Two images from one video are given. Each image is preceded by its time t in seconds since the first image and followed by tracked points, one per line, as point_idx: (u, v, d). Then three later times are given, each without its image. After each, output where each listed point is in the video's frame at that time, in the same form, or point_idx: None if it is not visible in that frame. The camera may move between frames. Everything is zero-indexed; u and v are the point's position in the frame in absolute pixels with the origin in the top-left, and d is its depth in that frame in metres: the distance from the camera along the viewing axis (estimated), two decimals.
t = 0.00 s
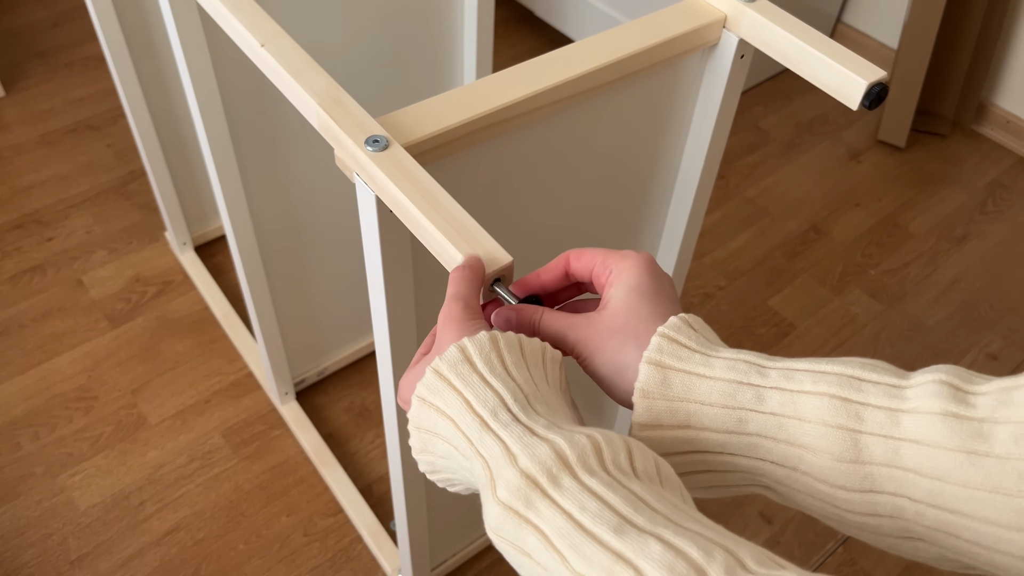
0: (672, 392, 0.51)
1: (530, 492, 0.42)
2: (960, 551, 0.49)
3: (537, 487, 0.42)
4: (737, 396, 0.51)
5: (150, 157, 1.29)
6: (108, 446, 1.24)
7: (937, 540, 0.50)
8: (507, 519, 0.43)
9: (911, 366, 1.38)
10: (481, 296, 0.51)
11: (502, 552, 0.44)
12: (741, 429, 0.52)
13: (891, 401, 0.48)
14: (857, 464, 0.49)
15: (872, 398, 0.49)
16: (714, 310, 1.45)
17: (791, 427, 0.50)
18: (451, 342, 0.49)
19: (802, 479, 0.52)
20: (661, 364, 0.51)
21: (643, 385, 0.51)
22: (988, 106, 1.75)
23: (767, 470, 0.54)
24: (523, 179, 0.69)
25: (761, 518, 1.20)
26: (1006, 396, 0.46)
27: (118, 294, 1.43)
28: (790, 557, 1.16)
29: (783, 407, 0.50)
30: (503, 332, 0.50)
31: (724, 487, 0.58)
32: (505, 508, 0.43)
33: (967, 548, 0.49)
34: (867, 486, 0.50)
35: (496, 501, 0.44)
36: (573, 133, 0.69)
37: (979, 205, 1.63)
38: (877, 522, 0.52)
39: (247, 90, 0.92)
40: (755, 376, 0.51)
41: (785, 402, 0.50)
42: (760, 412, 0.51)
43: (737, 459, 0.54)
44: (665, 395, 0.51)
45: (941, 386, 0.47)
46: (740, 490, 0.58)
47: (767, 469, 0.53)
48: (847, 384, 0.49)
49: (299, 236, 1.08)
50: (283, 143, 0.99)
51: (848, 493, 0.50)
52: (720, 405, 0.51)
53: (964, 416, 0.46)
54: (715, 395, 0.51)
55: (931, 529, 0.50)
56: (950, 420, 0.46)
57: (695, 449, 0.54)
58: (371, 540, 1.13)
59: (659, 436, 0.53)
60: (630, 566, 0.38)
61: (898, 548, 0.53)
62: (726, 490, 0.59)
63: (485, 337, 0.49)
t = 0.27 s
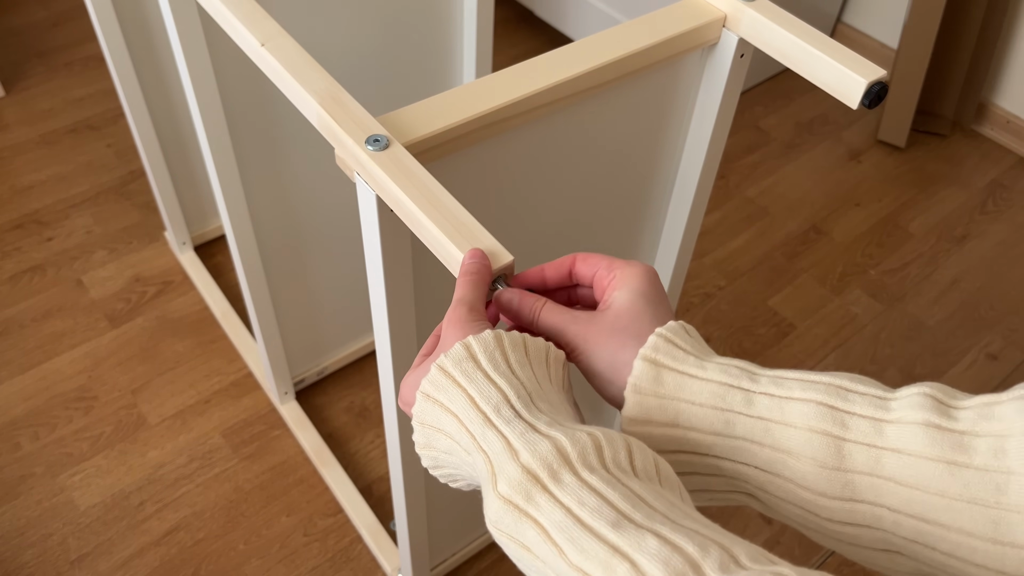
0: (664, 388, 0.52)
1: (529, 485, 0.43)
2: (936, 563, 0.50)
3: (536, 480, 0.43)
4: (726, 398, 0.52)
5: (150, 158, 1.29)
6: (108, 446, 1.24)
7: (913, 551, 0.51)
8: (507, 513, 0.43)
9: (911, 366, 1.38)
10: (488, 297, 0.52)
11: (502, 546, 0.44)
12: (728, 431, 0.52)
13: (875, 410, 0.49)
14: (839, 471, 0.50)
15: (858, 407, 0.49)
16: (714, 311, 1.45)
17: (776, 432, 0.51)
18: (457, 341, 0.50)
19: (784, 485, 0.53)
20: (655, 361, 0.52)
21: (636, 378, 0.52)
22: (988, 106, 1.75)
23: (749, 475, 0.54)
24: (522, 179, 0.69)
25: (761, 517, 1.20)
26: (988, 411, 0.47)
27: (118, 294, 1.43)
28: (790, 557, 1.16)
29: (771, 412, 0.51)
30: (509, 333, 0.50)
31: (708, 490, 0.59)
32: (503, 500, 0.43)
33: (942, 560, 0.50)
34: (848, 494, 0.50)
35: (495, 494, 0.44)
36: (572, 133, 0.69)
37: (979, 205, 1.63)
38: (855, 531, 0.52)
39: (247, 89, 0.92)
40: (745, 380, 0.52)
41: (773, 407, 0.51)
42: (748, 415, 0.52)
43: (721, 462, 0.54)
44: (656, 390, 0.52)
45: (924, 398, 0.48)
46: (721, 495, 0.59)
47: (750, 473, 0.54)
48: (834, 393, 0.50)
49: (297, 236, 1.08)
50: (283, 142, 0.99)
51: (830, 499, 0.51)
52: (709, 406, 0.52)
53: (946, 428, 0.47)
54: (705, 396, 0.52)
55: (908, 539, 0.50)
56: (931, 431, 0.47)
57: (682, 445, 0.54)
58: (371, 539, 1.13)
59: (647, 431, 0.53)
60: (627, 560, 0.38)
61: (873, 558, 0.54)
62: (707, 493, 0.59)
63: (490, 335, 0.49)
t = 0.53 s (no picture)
0: (690, 352, 0.54)
1: (523, 484, 0.43)
2: (938, 568, 0.50)
3: (530, 480, 0.43)
4: (751, 371, 0.53)
5: (150, 158, 1.29)
6: (108, 447, 1.24)
7: (915, 555, 0.51)
8: (501, 513, 0.43)
9: (911, 366, 1.38)
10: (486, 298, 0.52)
11: (497, 546, 0.44)
12: (745, 408, 0.53)
13: (903, 407, 0.50)
14: (854, 458, 0.50)
15: (887, 400, 0.50)
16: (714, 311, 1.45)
17: (796, 412, 0.52)
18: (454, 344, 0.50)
19: (790, 471, 0.53)
20: (685, 323, 0.54)
21: (663, 336, 0.54)
22: (988, 106, 1.75)
23: (756, 457, 0.54)
24: (522, 179, 0.69)
25: (761, 518, 1.20)
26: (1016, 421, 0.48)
27: (118, 294, 1.43)
28: (790, 558, 1.16)
29: (794, 391, 0.52)
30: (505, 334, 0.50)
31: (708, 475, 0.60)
32: (497, 499, 0.43)
33: (946, 565, 0.50)
34: (858, 486, 0.50)
35: (489, 493, 0.44)
36: (574, 132, 0.70)
37: (979, 205, 1.63)
38: (857, 529, 0.52)
39: (247, 89, 0.92)
40: (773, 359, 0.54)
41: (797, 387, 0.52)
42: (769, 392, 0.53)
43: (730, 440, 0.55)
44: (682, 351, 0.54)
45: (957, 402, 0.49)
46: (719, 483, 0.59)
47: (757, 459, 0.54)
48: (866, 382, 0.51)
49: (298, 236, 1.08)
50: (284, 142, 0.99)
51: (837, 487, 0.51)
52: (731, 377, 0.53)
53: (974, 432, 0.48)
54: (729, 365, 0.54)
55: (913, 541, 0.50)
56: (959, 430, 0.48)
57: (686, 425, 0.56)
58: (371, 539, 1.13)
59: (661, 394, 0.55)
60: (620, 559, 0.38)
61: (870, 562, 0.54)
62: (705, 479, 0.60)
63: (486, 336, 0.49)
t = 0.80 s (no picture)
0: (693, 344, 0.54)
1: (519, 483, 0.43)
2: (938, 562, 0.50)
3: (526, 478, 0.43)
4: (754, 364, 0.53)
5: (149, 158, 1.29)
6: (108, 446, 1.24)
7: (914, 548, 0.51)
8: (497, 512, 0.43)
9: (911, 366, 1.38)
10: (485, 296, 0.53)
11: (493, 545, 0.44)
12: (748, 401, 0.54)
13: (906, 402, 0.50)
14: (856, 453, 0.50)
15: (889, 395, 0.50)
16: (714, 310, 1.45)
17: (799, 406, 0.52)
18: (451, 342, 0.50)
19: (793, 464, 0.53)
20: (689, 315, 0.55)
21: (667, 328, 0.54)
22: (988, 106, 1.75)
23: (759, 449, 0.55)
24: (523, 178, 0.69)
25: (761, 518, 1.20)
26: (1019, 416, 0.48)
27: (118, 294, 1.43)
28: (790, 558, 1.16)
29: (797, 385, 0.52)
30: (502, 333, 0.50)
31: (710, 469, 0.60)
32: (493, 497, 0.43)
33: (945, 559, 0.50)
34: (860, 480, 0.51)
35: (485, 493, 0.44)
36: (574, 131, 0.70)
37: (979, 205, 1.63)
38: (858, 521, 0.52)
39: (246, 89, 0.92)
40: (776, 351, 0.54)
41: (800, 380, 0.52)
42: (772, 386, 0.53)
43: (733, 432, 0.55)
44: (685, 343, 0.54)
45: (960, 396, 0.49)
46: (723, 472, 0.60)
47: (759, 450, 0.55)
48: (868, 377, 0.51)
49: (297, 236, 1.08)
50: (284, 141, 0.99)
51: (839, 482, 0.51)
52: (735, 370, 0.54)
53: (977, 428, 0.48)
54: (733, 358, 0.54)
55: (913, 535, 0.50)
56: (963, 427, 0.48)
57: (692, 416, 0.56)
58: (371, 539, 1.13)
59: (665, 386, 0.55)
60: (615, 559, 0.38)
61: (870, 553, 0.54)
62: (710, 468, 0.60)
63: (483, 336, 0.49)
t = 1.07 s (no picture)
0: (704, 327, 0.55)
1: (520, 484, 0.43)
2: (936, 547, 0.50)
3: (527, 479, 0.43)
4: (763, 347, 0.54)
5: (148, 158, 1.29)
6: (108, 446, 1.24)
7: (912, 532, 0.51)
8: (498, 512, 0.43)
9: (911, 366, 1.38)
10: (487, 296, 0.52)
11: (493, 546, 0.44)
12: (755, 382, 0.54)
13: (910, 389, 0.50)
14: (858, 435, 0.50)
15: (894, 381, 0.51)
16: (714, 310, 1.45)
17: (804, 388, 0.52)
18: (454, 342, 0.50)
19: (794, 444, 0.53)
20: (703, 300, 0.55)
21: (680, 310, 0.55)
22: (988, 106, 1.75)
23: (762, 430, 0.55)
24: (522, 177, 0.69)
25: (761, 518, 1.20)
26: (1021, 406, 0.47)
27: (118, 294, 1.43)
28: (790, 558, 1.16)
29: (804, 368, 0.53)
30: (505, 334, 0.50)
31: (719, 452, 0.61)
32: (494, 497, 0.43)
33: (942, 543, 0.49)
34: (859, 461, 0.51)
35: (486, 493, 0.44)
36: (574, 130, 0.70)
37: (979, 205, 1.63)
38: (856, 503, 0.52)
39: (246, 89, 0.92)
40: (786, 338, 0.54)
41: (807, 364, 0.53)
42: (779, 368, 0.53)
43: (738, 413, 0.56)
44: (697, 325, 0.55)
45: (964, 386, 0.49)
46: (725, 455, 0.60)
47: (762, 430, 0.55)
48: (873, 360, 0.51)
49: (298, 235, 1.08)
50: (284, 140, 0.99)
51: (838, 461, 0.51)
52: (744, 353, 0.54)
53: (978, 415, 0.48)
54: (742, 342, 0.54)
55: (909, 518, 0.50)
56: (962, 412, 0.48)
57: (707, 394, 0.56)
58: (371, 539, 1.13)
59: (675, 365, 0.56)
60: (616, 560, 0.38)
61: (867, 539, 0.54)
62: (712, 451, 0.61)
63: (486, 337, 0.49)
